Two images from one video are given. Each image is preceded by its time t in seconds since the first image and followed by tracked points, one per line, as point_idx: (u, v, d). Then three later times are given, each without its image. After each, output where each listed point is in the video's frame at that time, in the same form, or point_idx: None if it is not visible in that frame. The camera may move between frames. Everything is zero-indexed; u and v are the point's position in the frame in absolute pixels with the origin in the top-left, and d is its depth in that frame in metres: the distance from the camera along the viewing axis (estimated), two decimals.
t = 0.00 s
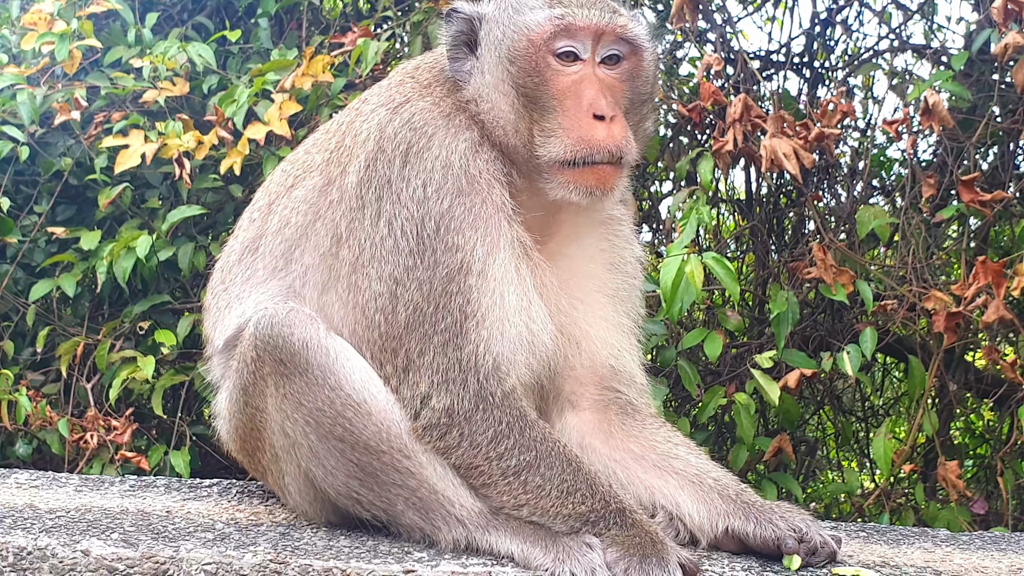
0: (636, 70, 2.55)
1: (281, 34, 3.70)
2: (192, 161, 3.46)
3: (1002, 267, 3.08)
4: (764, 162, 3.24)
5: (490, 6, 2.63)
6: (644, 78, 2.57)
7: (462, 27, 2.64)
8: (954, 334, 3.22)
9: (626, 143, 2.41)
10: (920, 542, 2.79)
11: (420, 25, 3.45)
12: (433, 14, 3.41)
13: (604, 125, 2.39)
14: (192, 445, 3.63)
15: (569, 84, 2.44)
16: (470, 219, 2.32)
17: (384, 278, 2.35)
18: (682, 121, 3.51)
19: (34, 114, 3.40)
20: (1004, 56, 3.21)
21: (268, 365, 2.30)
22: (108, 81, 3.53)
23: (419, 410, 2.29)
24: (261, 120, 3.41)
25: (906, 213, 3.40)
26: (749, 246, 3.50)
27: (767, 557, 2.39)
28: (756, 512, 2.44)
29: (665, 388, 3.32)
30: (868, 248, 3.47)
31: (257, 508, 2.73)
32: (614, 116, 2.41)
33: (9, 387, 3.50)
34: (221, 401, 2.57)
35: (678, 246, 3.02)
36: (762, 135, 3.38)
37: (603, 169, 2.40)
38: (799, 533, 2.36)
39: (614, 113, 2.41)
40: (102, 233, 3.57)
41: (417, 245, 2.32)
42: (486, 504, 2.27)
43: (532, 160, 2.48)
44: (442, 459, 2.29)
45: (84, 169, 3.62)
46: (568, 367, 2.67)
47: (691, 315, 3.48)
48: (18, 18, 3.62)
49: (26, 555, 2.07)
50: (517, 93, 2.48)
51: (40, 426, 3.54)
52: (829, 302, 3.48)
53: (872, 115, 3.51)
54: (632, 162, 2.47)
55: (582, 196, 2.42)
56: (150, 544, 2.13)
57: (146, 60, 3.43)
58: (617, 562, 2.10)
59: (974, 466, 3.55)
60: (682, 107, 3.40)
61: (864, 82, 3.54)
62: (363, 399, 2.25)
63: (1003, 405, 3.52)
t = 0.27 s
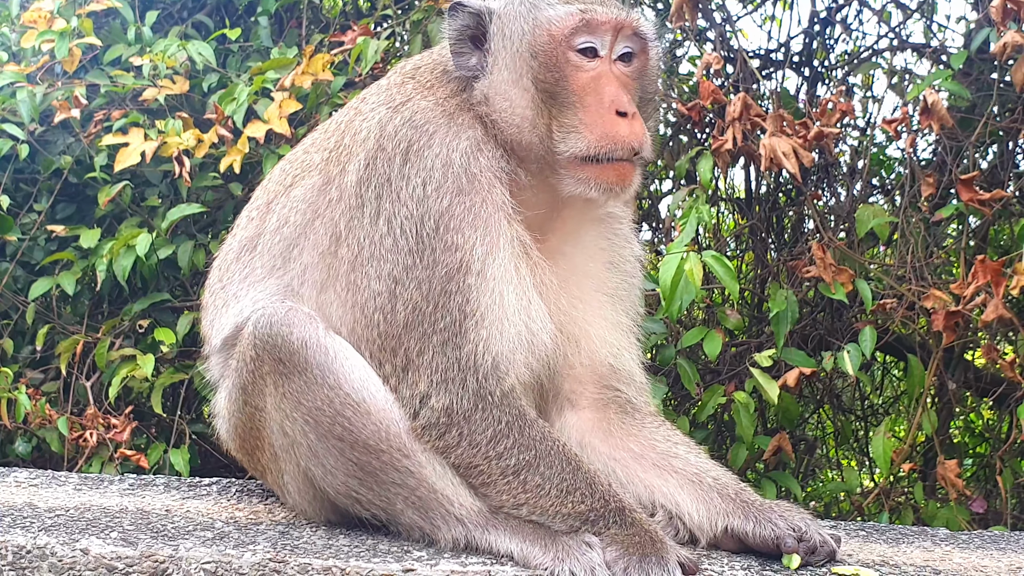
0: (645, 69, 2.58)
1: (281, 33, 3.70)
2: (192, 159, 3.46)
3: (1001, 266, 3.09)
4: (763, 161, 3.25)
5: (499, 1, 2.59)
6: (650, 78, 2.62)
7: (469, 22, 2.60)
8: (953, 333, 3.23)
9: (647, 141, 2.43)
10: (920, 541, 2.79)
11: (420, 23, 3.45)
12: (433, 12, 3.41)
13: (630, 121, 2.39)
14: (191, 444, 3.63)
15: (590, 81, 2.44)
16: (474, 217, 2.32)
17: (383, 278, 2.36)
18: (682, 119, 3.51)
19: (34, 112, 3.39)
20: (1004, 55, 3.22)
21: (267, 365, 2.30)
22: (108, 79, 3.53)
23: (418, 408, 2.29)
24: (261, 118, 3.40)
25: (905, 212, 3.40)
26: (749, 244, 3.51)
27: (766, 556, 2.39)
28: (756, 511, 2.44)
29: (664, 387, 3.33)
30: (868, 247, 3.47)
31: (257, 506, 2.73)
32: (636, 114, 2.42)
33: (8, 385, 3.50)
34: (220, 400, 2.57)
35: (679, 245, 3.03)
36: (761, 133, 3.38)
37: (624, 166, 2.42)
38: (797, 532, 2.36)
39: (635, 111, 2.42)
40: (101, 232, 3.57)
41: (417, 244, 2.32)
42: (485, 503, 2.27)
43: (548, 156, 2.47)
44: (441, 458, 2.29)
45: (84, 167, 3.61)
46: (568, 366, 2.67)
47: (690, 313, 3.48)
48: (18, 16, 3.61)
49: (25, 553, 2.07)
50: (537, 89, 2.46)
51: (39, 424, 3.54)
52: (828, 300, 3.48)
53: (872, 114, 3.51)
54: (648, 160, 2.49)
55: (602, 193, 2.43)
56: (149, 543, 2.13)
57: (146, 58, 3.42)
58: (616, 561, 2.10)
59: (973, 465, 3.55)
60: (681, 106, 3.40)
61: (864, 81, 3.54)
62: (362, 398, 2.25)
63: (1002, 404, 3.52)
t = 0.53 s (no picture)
0: (643, 63, 2.62)
1: (280, 33, 3.70)
2: (191, 160, 3.46)
3: (999, 266, 3.08)
4: (762, 161, 3.25)
5: None
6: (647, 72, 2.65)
7: (469, 18, 2.56)
8: (951, 334, 3.23)
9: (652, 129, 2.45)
10: (919, 541, 2.79)
11: (419, 24, 3.45)
12: (432, 13, 3.41)
13: (635, 107, 2.41)
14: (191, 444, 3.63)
15: (593, 69, 2.45)
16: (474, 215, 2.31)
17: (383, 278, 2.36)
18: (681, 120, 3.51)
19: (33, 113, 3.39)
20: (1002, 56, 3.22)
21: (267, 365, 2.30)
22: (107, 80, 3.53)
23: (418, 409, 2.30)
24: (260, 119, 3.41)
25: (903, 212, 3.40)
26: (748, 244, 3.51)
27: (765, 556, 2.39)
28: (755, 512, 2.44)
29: (663, 386, 3.33)
30: (867, 247, 3.47)
31: (256, 507, 2.73)
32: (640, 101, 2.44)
33: (8, 386, 3.49)
34: (220, 400, 2.58)
35: (677, 245, 3.03)
36: (760, 134, 3.38)
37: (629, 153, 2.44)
38: (796, 533, 2.37)
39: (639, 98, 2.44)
40: (100, 232, 3.57)
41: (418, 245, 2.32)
42: (485, 504, 2.28)
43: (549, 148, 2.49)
44: (441, 459, 2.29)
45: (84, 168, 3.61)
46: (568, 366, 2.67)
47: (689, 313, 3.48)
48: (17, 16, 3.61)
49: (26, 554, 2.08)
50: (540, 76, 2.46)
51: (38, 425, 3.53)
52: (827, 300, 3.48)
53: (871, 115, 3.51)
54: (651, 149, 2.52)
55: (604, 181, 2.44)
56: (149, 544, 2.13)
57: (145, 59, 3.42)
58: (616, 562, 2.10)
59: (972, 465, 3.55)
60: (680, 107, 3.41)
61: (863, 81, 3.54)
62: (362, 399, 2.26)
63: (1001, 404, 3.52)
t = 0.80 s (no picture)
0: (608, 44, 2.50)
1: (280, 34, 3.70)
2: (192, 160, 3.46)
3: (999, 267, 3.08)
4: (762, 162, 3.26)
5: None
6: (619, 53, 2.51)
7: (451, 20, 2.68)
8: (950, 335, 3.23)
9: (593, 111, 2.39)
10: (920, 542, 2.79)
11: (419, 24, 3.45)
12: (432, 13, 3.41)
13: (569, 90, 2.38)
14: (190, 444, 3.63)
15: (535, 57, 2.43)
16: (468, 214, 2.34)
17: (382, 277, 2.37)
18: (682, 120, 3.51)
19: (33, 113, 3.38)
20: (1001, 57, 3.22)
21: (267, 365, 2.30)
22: (107, 80, 3.53)
23: (418, 409, 2.30)
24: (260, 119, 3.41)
25: (903, 212, 3.41)
26: (748, 245, 3.51)
27: (765, 557, 2.39)
28: (756, 511, 2.44)
29: (662, 387, 3.34)
30: (867, 248, 3.47)
31: (256, 507, 2.73)
32: (579, 82, 2.40)
33: (8, 386, 3.49)
34: (220, 400, 2.57)
35: (677, 246, 3.03)
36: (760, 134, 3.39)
37: (574, 137, 2.38)
38: (796, 533, 2.38)
39: (578, 80, 2.40)
40: (101, 232, 3.56)
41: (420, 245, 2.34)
42: (485, 504, 2.28)
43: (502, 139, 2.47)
44: (441, 458, 2.29)
45: (84, 168, 3.61)
46: (569, 366, 2.68)
47: (689, 314, 3.48)
48: (17, 17, 3.61)
49: (25, 554, 2.08)
50: (484, 70, 2.48)
51: (38, 425, 3.52)
52: (827, 301, 3.48)
53: (871, 115, 3.51)
54: (602, 132, 2.44)
55: (550, 166, 2.40)
56: (149, 543, 2.14)
57: (145, 59, 3.42)
58: (616, 562, 2.10)
59: (972, 466, 3.55)
60: (680, 107, 3.41)
61: (863, 82, 3.54)
62: (363, 398, 2.26)
63: (1001, 405, 3.52)
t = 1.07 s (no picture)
0: (569, 36, 2.46)
1: (279, 34, 3.70)
2: (191, 161, 3.46)
3: (999, 267, 3.08)
4: (762, 163, 3.26)
5: None
6: (581, 45, 2.47)
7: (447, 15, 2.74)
8: (950, 335, 3.24)
9: (543, 108, 2.40)
10: (919, 543, 2.79)
11: (419, 25, 3.45)
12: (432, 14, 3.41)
13: (518, 86, 2.38)
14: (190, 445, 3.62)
15: (487, 53, 2.42)
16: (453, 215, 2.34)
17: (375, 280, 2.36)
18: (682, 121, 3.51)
19: (33, 113, 3.38)
20: (1001, 58, 3.22)
21: (267, 366, 2.30)
22: (107, 81, 3.52)
23: (417, 410, 2.30)
24: (260, 120, 3.41)
25: (903, 213, 3.41)
26: (748, 246, 3.51)
27: (763, 558, 2.38)
28: (754, 514, 2.44)
29: (662, 388, 3.33)
30: (866, 248, 3.47)
31: (256, 508, 2.73)
32: (526, 78, 2.40)
33: (7, 386, 3.48)
34: (219, 400, 2.57)
35: (676, 247, 3.03)
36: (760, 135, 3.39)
37: (528, 133, 2.38)
38: (795, 535, 2.37)
39: (526, 75, 2.40)
40: (100, 232, 3.56)
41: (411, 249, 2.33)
42: (484, 505, 2.28)
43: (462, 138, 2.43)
44: (440, 460, 2.29)
45: (83, 168, 3.60)
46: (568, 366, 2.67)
47: (689, 315, 3.48)
48: (17, 17, 3.60)
49: (25, 554, 2.08)
50: (443, 69, 2.46)
51: (38, 425, 3.51)
52: (826, 302, 3.48)
53: (870, 117, 3.51)
54: (558, 126, 2.42)
55: (503, 162, 2.38)
56: (148, 544, 2.14)
57: (145, 59, 3.41)
58: (616, 563, 2.10)
59: (971, 467, 3.55)
60: (679, 108, 3.41)
61: (863, 83, 3.54)
62: (363, 399, 2.26)
63: (1000, 406, 3.52)
